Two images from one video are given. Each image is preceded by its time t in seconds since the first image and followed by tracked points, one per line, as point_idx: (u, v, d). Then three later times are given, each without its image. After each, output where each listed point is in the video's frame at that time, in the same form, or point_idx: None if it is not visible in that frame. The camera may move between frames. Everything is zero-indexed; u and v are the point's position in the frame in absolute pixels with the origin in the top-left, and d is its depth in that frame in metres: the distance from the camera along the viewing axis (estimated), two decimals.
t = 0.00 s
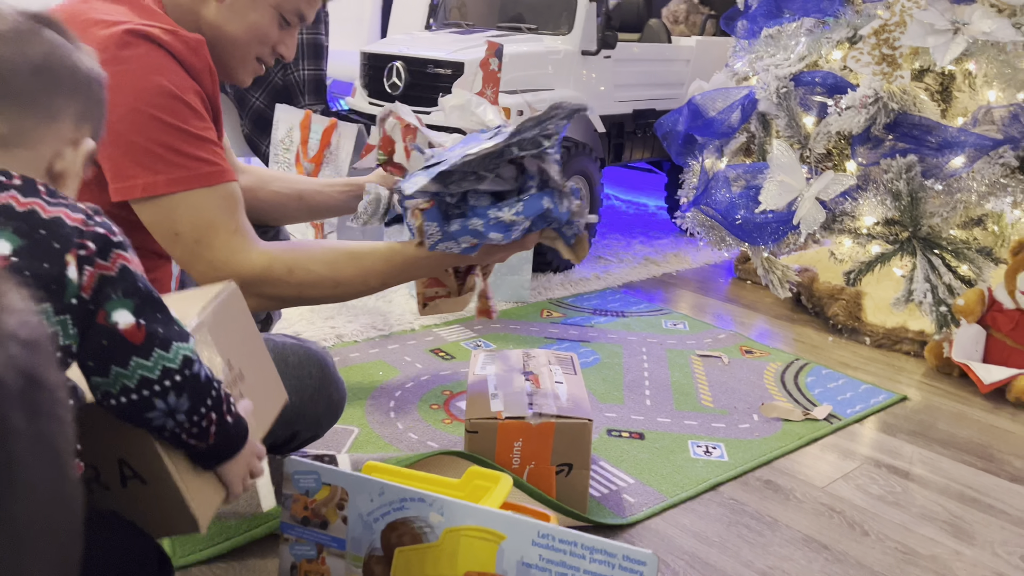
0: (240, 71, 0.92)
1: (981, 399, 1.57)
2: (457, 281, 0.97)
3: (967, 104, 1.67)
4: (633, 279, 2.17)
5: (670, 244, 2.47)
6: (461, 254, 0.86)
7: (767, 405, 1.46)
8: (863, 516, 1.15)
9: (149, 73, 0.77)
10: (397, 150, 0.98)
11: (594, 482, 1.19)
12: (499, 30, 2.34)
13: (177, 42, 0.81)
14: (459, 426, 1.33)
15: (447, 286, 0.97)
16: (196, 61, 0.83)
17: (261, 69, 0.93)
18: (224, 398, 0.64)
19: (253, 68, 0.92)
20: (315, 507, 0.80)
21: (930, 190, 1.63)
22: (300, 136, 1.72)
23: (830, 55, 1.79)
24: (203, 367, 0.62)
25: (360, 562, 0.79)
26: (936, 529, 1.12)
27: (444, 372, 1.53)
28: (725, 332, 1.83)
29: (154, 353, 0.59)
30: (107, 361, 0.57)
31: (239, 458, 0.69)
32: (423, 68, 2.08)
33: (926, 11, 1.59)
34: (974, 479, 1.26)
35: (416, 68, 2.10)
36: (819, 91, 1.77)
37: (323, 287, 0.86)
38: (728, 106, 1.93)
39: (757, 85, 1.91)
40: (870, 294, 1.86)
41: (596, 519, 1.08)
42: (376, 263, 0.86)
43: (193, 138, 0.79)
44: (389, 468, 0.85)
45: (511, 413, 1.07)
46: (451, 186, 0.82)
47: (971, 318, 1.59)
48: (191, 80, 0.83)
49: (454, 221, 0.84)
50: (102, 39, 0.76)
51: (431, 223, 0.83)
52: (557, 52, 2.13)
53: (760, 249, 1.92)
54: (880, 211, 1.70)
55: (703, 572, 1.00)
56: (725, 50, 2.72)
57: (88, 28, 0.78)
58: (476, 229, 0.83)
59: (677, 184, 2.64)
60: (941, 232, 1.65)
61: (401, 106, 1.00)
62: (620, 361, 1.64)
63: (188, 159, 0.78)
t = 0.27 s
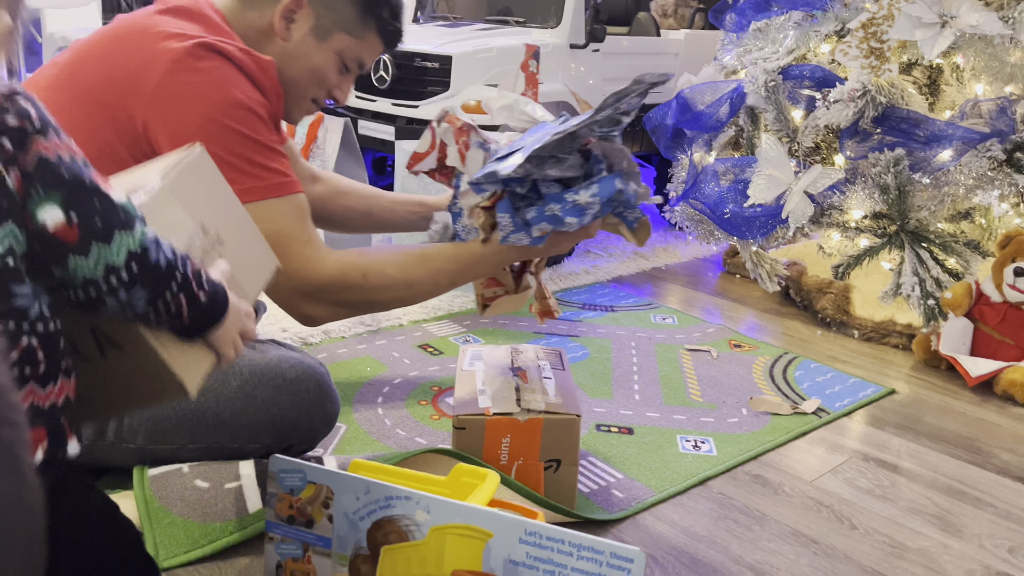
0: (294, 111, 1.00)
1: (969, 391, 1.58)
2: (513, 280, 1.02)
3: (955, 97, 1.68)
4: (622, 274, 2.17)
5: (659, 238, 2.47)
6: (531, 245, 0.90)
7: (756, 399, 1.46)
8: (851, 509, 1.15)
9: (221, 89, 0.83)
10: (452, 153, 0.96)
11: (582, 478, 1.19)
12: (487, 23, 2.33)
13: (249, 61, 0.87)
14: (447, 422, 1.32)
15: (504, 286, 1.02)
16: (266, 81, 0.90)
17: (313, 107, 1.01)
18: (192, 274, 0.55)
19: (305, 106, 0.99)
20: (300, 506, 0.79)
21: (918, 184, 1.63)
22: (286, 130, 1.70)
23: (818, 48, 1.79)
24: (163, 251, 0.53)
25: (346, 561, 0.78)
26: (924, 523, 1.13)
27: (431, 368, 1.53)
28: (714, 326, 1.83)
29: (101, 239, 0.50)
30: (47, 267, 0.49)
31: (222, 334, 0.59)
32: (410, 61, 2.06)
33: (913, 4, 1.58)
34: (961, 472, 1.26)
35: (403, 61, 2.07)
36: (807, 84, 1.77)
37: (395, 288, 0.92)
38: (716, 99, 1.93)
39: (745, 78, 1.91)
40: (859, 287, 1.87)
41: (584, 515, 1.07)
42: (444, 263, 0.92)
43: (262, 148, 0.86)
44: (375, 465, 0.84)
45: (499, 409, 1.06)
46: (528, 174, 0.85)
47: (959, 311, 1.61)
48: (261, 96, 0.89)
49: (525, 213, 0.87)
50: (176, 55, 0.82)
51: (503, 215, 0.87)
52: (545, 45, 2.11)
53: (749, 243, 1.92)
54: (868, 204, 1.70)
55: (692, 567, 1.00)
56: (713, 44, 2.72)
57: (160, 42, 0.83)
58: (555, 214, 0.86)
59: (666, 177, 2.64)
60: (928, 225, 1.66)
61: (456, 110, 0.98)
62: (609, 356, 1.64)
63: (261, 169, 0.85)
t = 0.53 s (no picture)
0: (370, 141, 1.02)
1: (963, 381, 1.58)
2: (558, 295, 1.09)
3: (949, 87, 1.70)
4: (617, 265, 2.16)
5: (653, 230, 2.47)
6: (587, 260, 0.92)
7: (751, 389, 1.46)
8: (847, 498, 1.15)
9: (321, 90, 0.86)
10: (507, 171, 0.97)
11: (578, 468, 1.18)
12: (480, 14, 2.32)
13: (350, 74, 0.91)
14: (442, 412, 1.32)
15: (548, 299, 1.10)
16: (362, 95, 0.92)
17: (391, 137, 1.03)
18: (143, 156, 0.59)
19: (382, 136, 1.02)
20: (296, 494, 0.78)
21: (912, 174, 1.63)
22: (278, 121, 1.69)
23: (812, 38, 1.79)
24: (112, 145, 0.57)
25: (342, 550, 0.77)
26: (920, 511, 1.13)
27: (426, 359, 1.52)
28: (708, 316, 1.83)
29: (56, 151, 0.54)
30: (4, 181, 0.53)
31: (180, 196, 0.64)
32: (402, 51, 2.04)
33: None
34: (956, 460, 1.27)
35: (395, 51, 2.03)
36: (801, 74, 1.76)
37: (459, 299, 0.94)
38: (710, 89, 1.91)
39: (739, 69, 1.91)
40: (852, 278, 1.90)
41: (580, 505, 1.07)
42: (503, 275, 0.95)
43: (353, 156, 0.88)
44: (371, 455, 0.84)
45: (494, 398, 1.06)
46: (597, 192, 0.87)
47: (954, 301, 1.61)
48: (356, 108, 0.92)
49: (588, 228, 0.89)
50: (280, 59, 0.87)
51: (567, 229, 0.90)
52: (538, 35, 2.10)
53: (743, 234, 1.91)
54: (863, 194, 1.71)
55: (690, 556, 1.00)
56: (706, 35, 2.71)
57: (268, 49, 0.89)
58: (620, 229, 0.88)
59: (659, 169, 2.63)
60: (923, 215, 1.66)
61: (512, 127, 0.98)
62: (603, 346, 1.63)
63: (348, 175, 0.87)
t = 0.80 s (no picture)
0: (445, 136, 1.02)
1: (956, 376, 1.59)
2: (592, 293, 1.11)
3: (943, 83, 1.71)
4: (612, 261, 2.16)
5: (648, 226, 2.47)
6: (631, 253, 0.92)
7: (745, 385, 1.47)
8: (840, 493, 1.15)
9: (405, 76, 0.87)
10: (547, 169, 0.99)
11: (573, 464, 1.19)
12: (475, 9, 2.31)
13: (432, 68, 0.91)
14: (437, 409, 1.32)
15: (582, 298, 1.11)
16: (439, 89, 0.92)
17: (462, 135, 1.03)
18: (90, 101, 0.60)
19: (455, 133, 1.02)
20: (293, 491, 0.78)
21: (906, 170, 1.65)
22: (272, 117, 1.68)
23: (807, 35, 1.82)
24: (67, 100, 0.58)
25: (338, 546, 0.77)
26: (913, 506, 1.13)
27: (421, 355, 1.52)
28: (703, 312, 1.83)
29: (28, 118, 0.54)
30: None
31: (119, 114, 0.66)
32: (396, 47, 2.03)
33: None
34: (949, 455, 1.27)
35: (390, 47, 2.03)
36: (796, 70, 1.79)
37: (502, 286, 0.94)
38: (705, 86, 1.88)
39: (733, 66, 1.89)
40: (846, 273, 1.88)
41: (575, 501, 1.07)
42: (546, 268, 0.94)
43: (420, 141, 0.90)
44: (367, 451, 0.84)
45: (490, 394, 1.06)
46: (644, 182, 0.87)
47: (947, 297, 1.64)
48: (432, 101, 0.92)
49: (635, 219, 0.89)
50: (369, 39, 0.88)
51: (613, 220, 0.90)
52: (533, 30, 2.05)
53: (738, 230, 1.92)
54: (857, 190, 1.72)
55: (685, 552, 1.00)
56: (701, 30, 2.71)
57: (357, 28, 0.89)
58: (669, 219, 0.88)
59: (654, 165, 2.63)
60: (916, 211, 1.66)
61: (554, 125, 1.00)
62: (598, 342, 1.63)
63: (413, 157, 0.88)
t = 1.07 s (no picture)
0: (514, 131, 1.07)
1: (955, 370, 1.59)
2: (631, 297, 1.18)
3: (943, 77, 1.70)
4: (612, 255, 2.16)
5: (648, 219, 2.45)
6: (674, 262, 0.97)
7: (744, 378, 1.47)
8: (839, 485, 1.16)
9: (494, 68, 0.93)
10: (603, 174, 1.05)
11: (573, 456, 1.19)
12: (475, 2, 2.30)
13: (521, 68, 0.96)
14: (437, 402, 1.32)
15: (621, 301, 1.19)
16: (524, 88, 0.97)
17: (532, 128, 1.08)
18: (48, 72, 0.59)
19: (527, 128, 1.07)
20: (293, 481, 0.78)
21: (906, 164, 1.65)
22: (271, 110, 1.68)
23: (808, 28, 1.81)
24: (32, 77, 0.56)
25: (338, 536, 0.77)
26: (911, 498, 1.14)
27: (421, 348, 1.52)
28: (702, 306, 1.84)
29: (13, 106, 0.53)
30: None
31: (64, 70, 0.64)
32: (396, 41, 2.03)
33: None
34: (948, 448, 1.28)
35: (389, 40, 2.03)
36: (796, 64, 1.80)
37: (550, 277, 0.99)
38: (706, 79, 1.82)
39: (736, 59, 1.83)
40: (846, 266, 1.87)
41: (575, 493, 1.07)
42: (591, 264, 1.00)
43: (500, 133, 0.95)
44: (367, 442, 0.84)
45: (489, 386, 1.06)
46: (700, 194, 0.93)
47: (946, 290, 1.62)
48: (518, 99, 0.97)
49: (683, 229, 0.95)
50: (470, 29, 0.94)
51: (663, 227, 0.95)
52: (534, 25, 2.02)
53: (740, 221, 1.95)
54: (857, 184, 1.72)
55: (684, 543, 1.00)
56: (701, 24, 2.70)
57: (460, 19, 0.96)
58: (716, 232, 0.94)
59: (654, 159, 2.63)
60: (917, 205, 1.66)
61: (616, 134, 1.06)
62: (598, 336, 1.63)
63: (489, 147, 0.93)
